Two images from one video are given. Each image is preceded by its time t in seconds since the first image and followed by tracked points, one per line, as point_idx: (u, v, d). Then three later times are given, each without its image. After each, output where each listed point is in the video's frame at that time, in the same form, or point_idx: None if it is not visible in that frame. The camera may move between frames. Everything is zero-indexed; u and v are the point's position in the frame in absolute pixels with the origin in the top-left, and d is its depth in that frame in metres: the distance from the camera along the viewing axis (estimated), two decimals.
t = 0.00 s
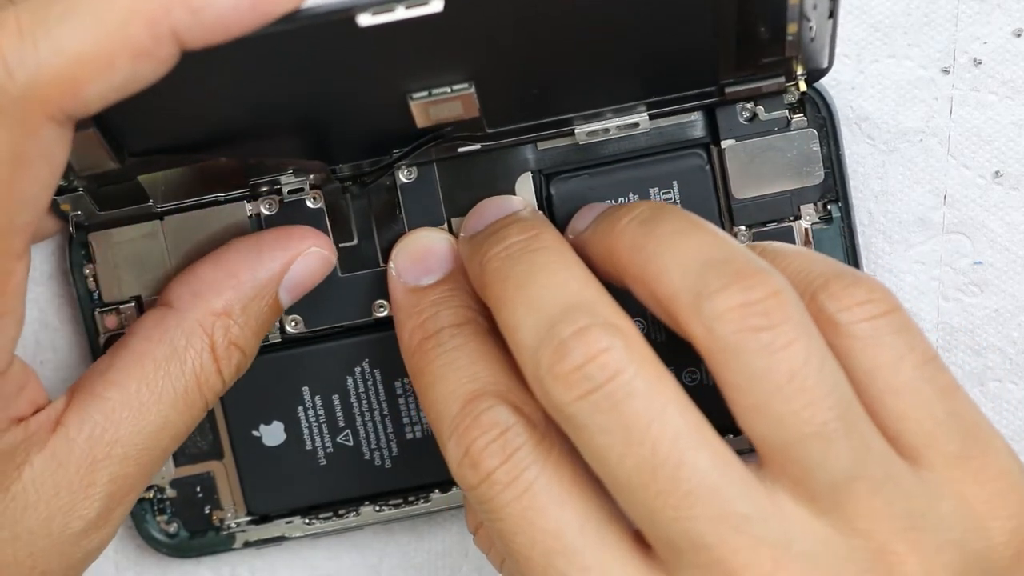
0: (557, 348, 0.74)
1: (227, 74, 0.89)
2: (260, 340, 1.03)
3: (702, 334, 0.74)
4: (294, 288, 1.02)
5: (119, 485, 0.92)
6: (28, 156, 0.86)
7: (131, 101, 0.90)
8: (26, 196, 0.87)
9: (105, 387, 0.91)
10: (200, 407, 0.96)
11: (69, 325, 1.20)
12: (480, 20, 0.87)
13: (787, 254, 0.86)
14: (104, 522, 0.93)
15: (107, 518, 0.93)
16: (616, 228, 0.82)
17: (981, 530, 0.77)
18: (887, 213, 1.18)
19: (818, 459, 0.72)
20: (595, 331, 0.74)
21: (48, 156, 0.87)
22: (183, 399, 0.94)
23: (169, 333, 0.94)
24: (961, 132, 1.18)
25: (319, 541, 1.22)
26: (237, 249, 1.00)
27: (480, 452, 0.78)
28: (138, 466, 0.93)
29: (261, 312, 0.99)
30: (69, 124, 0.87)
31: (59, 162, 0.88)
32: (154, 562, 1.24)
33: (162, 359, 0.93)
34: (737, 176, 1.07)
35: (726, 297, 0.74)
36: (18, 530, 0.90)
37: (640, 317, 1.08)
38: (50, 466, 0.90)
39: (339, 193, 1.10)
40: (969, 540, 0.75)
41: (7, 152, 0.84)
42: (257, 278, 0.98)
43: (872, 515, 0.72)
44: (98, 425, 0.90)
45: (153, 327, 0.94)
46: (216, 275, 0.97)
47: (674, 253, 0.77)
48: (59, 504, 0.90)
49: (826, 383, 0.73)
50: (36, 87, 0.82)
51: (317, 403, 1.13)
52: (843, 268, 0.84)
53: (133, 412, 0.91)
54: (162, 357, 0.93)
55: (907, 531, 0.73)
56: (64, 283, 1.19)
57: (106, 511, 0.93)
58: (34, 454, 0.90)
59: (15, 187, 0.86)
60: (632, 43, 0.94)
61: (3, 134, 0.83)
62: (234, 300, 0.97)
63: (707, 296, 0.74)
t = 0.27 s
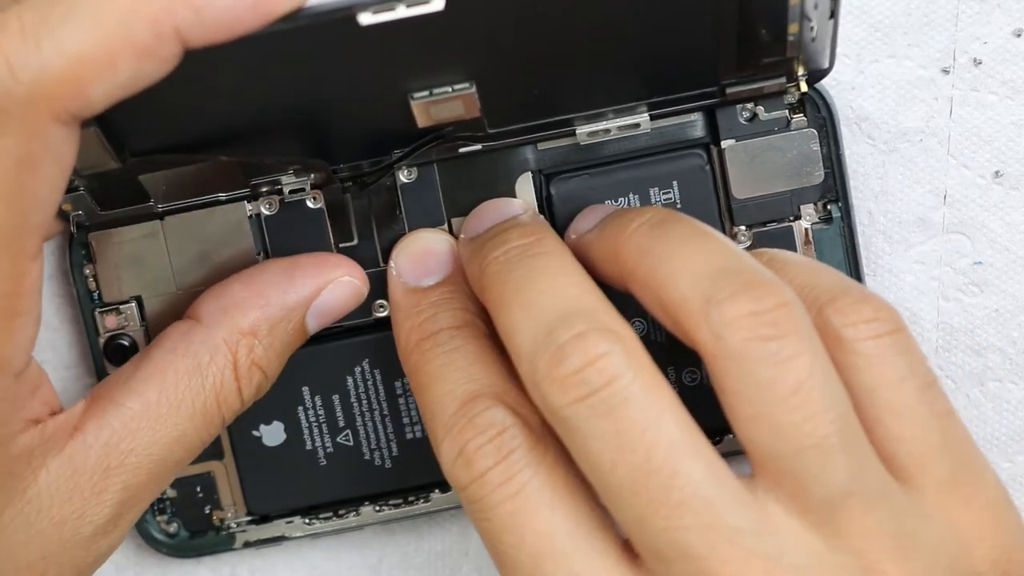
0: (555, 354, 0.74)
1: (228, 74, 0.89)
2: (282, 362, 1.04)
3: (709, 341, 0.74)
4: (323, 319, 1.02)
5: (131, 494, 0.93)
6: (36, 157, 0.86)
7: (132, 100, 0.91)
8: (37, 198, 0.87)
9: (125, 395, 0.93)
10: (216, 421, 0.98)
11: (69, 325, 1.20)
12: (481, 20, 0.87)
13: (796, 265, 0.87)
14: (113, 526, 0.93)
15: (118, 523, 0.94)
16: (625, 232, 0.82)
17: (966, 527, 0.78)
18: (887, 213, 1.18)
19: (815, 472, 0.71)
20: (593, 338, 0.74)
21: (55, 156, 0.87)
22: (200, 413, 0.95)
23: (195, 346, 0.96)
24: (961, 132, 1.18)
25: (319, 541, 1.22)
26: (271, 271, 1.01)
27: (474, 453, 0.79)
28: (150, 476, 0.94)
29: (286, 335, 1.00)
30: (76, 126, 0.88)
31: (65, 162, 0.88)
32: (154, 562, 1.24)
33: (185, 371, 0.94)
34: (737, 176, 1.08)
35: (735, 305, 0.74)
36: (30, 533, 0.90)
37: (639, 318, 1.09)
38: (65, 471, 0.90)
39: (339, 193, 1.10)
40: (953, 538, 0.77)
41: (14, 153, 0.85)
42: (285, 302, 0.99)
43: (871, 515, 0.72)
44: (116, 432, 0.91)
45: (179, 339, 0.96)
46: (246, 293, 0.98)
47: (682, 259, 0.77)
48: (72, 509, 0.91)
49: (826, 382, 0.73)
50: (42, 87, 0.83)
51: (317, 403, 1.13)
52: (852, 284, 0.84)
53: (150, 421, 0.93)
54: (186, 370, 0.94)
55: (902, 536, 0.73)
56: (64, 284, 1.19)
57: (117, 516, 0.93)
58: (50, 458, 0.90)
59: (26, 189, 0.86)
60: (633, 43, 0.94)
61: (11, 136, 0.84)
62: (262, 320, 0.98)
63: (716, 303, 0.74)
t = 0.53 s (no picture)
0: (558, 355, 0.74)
1: (228, 74, 0.89)
2: (281, 360, 1.04)
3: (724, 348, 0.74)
4: (320, 314, 1.02)
5: (131, 492, 0.93)
6: (37, 159, 0.86)
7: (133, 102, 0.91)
8: (38, 200, 0.87)
9: (124, 394, 0.93)
10: (216, 419, 0.98)
11: (69, 325, 1.20)
12: (482, 20, 0.87)
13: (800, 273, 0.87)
14: (113, 525, 0.93)
15: (118, 522, 0.94)
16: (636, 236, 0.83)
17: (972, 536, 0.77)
18: (887, 213, 1.18)
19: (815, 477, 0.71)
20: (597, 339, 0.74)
21: (55, 159, 0.87)
22: (199, 410, 0.95)
23: (192, 344, 0.96)
24: (961, 132, 1.18)
25: (319, 540, 1.22)
26: (269, 269, 1.01)
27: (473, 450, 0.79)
28: (150, 474, 0.94)
29: (284, 332, 1.00)
30: (77, 128, 0.87)
31: (66, 165, 0.88)
32: (154, 562, 1.24)
33: (183, 368, 0.95)
34: (737, 176, 1.08)
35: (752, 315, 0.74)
36: (30, 534, 0.90)
37: (639, 318, 1.09)
38: (65, 470, 0.90)
39: (339, 193, 1.10)
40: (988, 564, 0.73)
41: (14, 154, 0.85)
42: (283, 299, 0.99)
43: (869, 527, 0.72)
44: (115, 431, 0.92)
45: (177, 337, 0.96)
46: (244, 291, 0.99)
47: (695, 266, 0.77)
48: (72, 509, 0.91)
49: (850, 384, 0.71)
50: (43, 90, 0.83)
51: (317, 403, 1.13)
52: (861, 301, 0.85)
53: (149, 419, 0.93)
54: (184, 367, 0.95)
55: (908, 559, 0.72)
56: (64, 284, 1.19)
57: (117, 515, 0.93)
58: (49, 459, 0.90)
59: (26, 190, 0.86)
60: (633, 43, 0.94)
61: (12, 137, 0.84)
62: (259, 316, 0.98)
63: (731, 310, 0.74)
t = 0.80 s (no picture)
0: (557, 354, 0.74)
1: (228, 74, 0.89)
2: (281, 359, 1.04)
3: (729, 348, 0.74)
4: (319, 312, 1.02)
5: (130, 491, 0.93)
6: (37, 158, 0.86)
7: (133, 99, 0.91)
8: (38, 200, 0.87)
9: (124, 393, 0.93)
10: (216, 419, 0.98)
11: (69, 325, 1.20)
12: (481, 19, 0.87)
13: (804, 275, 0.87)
14: (113, 524, 0.93)
15: (118, 521, 0.94)
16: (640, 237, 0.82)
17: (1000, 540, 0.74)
18: (887, 213, 1.18)
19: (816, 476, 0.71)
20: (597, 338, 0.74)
21: (55, 159, 0.87)
22: (198, 409, 0.95)
23: (192, 343, 0.96)
24: (961, 132, 1.18)
25: (319, 540, 1.22)
26: (268, 268, 1.01)
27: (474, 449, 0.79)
28: (149, 472, 0.94)
29: (283, 331, 1.00)
30: (77, 128, 0.87)
31: (66, 164, 0.88)
32: (154, 562, 1.24)
33: (183, 368, 0.95)
34: (737, 176, 1.08)
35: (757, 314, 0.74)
36: (30, 533, 0.90)
37: (639, 318, 1.09)
38: (65, 470, 0.90)
39: (340, 193, 1.10)
40: None
41: (15, 153, 0.85)
42: (283, 298, 0.99)
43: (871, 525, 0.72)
44: (114, 430, 0.92)
45: (176, 335, 0.96)
46: (242, 290, 0.99)
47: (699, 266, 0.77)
48: (71, 507, 0.91)
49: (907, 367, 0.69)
50: (42, 90, 0.83)
51: (317, 403, 1.13)
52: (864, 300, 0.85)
53: (149, 419, 0.93)
54: (184, 366, 0.95)
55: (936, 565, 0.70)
56: (64, 284, 1.19)
57: (117, 513, 0.93)
58: (49, 458, 0.90)
59: (26, 190, 0.86)
60: (633, 42, 0.94)
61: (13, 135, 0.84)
62: (258, 316, 0.98)
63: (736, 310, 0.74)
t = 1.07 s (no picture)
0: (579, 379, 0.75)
1: (228, 74, 0.89)
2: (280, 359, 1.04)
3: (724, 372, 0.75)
4: (319, 313, 1.02)
5: (131, 492, 0.93)
6: (37, 160, 0.86)
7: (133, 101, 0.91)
8: (38, 201, 0.87)
9: (124, 393, 0.93)
10: (215, 419, 0.98)
11: (69, 325, 1.20)
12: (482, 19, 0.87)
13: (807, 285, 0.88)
14: (113, 525, 0.93)
15: (119, 522, 0.94)
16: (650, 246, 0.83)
17: None
18: (887, 213, 1.18)
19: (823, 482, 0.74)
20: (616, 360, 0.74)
21: (55, 160, 0.87)
22: (198, 410, 0.96)
23: (192, 343, 0.96)
24: (961, 132, 1.18)
25: (319, 540, 1.22)
26: (268, 268, 1.01)
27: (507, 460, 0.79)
28: (150, 473, 0.94)
29: (283, 332, 1.00)
30: (77, 129, 0.87)
31: (67, 165, 0.88)
32: (154, 562, 1.24)
33: (183, 368, 0.95)
34: (737, 176, 1.08)
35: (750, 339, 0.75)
36: (30, 534, 0.90)
37: (639, 317, 1.09)
38: (65, 470, 0.90)
39: (340, 193, 1.10)
40: None
41: (15, 155, 0.85)
42: (283, 298, 0.99)
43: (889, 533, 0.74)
44: (114, 430, 0.92)
45: (176, 336, 0.96)
46: (242, 290, 0.99)
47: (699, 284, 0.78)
48: (71, 508, 0.91)
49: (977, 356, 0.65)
50: (43, 91, 0.83)
51: (317, 403, 1.13)
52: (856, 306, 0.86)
53: (149, 419, 0.93)
54: (184, 366, 0.95)
55: None
56: (64, 284, 1.19)
57: (118, 514, 0.93)
58: (49, 459, 0.90)
59: (26, 192, 0.86)
60: (633, 43, 0.94)
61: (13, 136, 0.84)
62: (258, 316, 0.98)
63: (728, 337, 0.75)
